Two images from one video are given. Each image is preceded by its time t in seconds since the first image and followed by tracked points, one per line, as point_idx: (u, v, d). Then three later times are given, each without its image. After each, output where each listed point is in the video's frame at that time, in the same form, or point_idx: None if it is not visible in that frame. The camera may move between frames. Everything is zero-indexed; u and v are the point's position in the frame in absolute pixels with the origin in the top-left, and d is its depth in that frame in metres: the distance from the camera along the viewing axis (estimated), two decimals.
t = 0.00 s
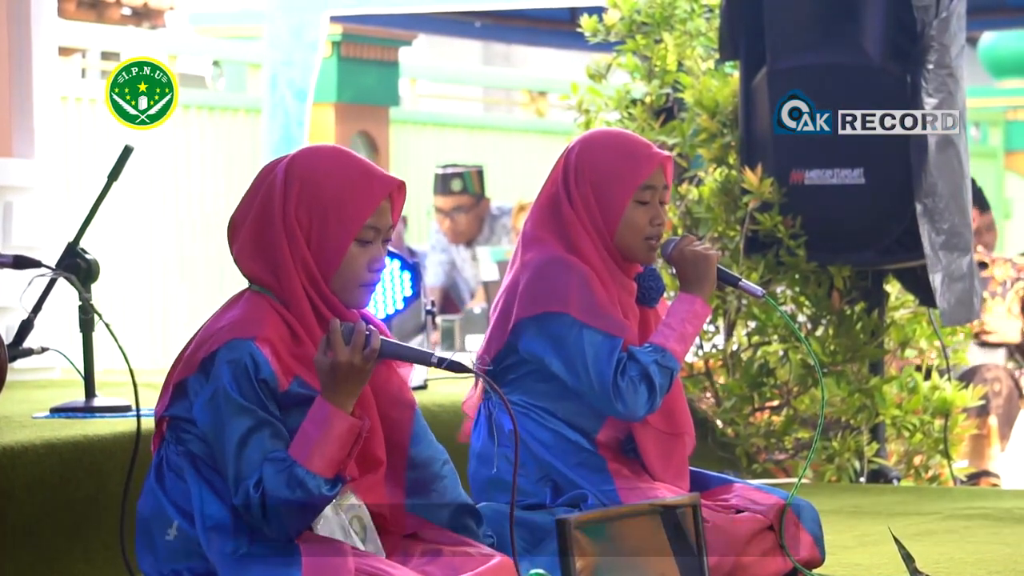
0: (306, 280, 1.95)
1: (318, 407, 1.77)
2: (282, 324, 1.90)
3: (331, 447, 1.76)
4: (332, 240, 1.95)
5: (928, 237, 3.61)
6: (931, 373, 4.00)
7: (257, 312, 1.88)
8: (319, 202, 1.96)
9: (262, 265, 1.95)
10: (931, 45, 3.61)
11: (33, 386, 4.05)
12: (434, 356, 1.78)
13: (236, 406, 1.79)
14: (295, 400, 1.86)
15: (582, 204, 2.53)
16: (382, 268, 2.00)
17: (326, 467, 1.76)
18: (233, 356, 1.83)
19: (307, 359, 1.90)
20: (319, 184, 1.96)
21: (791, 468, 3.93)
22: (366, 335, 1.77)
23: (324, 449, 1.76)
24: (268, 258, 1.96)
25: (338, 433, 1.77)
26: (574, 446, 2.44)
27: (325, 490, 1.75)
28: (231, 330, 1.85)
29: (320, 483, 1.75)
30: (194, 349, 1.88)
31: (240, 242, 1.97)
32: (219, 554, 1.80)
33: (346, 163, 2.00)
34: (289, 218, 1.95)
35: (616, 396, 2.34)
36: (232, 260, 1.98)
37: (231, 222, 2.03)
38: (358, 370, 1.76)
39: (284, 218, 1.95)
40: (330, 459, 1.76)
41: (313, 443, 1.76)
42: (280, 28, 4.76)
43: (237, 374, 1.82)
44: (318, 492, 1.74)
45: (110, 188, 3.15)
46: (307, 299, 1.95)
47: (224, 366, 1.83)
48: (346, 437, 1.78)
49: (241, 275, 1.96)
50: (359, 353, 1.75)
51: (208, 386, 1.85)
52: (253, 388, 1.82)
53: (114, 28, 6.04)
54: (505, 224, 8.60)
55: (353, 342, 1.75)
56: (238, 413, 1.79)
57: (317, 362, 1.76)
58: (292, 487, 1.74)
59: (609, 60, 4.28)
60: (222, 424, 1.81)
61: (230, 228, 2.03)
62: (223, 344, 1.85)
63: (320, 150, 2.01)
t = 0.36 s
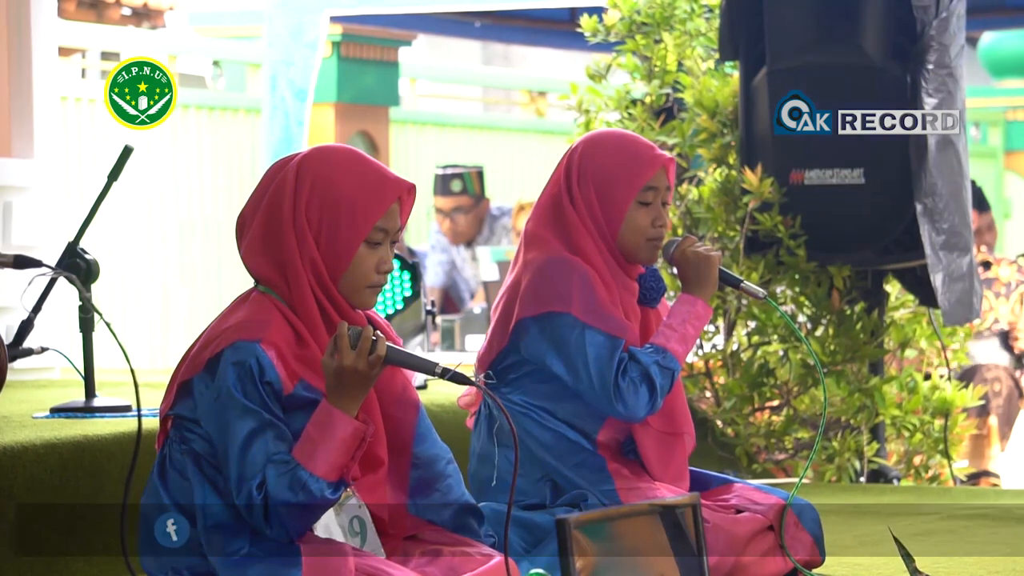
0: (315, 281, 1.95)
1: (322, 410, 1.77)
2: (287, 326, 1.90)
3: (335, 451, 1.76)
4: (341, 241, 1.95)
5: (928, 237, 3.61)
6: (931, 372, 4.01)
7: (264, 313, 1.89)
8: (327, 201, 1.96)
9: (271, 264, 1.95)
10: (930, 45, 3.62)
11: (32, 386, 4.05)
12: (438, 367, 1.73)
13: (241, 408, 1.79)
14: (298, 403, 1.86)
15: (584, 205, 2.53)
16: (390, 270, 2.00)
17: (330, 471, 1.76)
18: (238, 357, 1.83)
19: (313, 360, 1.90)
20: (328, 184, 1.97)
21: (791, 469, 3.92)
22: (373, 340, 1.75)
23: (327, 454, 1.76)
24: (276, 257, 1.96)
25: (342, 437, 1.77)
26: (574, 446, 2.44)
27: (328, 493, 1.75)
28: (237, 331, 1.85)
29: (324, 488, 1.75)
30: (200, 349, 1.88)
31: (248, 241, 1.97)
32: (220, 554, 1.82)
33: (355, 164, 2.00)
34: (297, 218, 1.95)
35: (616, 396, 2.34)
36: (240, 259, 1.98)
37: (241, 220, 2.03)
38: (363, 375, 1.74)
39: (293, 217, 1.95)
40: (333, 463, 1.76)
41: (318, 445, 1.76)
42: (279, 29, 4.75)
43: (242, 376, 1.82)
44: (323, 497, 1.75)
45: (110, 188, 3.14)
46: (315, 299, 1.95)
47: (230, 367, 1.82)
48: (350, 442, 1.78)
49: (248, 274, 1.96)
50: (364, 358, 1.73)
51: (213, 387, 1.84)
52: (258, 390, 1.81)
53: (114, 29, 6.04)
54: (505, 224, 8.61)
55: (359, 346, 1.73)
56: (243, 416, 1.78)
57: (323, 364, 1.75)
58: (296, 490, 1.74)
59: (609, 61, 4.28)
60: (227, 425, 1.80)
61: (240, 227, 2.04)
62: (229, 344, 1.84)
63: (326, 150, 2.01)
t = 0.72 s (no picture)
0: (316, 281, 1.95)
1: (323, 411, 1.76)
2: (289, 326, 1.90)
3: (336, 452, 1.76)
4: (342, 241, 1.95)
5: (927, 236, 3.62)
6: (931, 372, 4.01)
7: (265, 313, 1.89)
8: (327, 200, 1.96)
9: (271, 264, 1.95)
10: (930, 45, 3.62)
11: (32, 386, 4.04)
12: (439, 371, 1.73)
13: (242, 408, 1.79)
14: (299, 403, 1.86)
15: (584, 204, 2.53)
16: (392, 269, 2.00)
17: (330, 472, 1.76)
18: (239, 357, 1.83)
19: (314, 360, 1.90)
20: (329, 183, 1.97)
21: (791, 469, 3.92)
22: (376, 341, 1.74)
23: (329, 455, 1.76)
24: (276, 257, 1.96)
25: (342, 438, 1.76)
26: (574, 447, 2.44)
27: (329, 494, 1.75)
28: (238, 331, 1.85)
29: (325, 489, 1.75)
30: (200, 350, 1.88)
31: (249, 241, 1.97)
32: (221, 555, 1.82)
33: (356, 164, 2.00)
34: (298, 217, 1.95)
35: (616, 395, 2.34)
36: (241, 260, 1.98)
37: (242, 220, 2.04)
38: (365, 377, 1.74)
39: (294, 217, 1.96)
40: (334, 465, 1.76)
41: (319, 446, 1.76)
42: (279, 29, 4.75)
43: (243, 377, 1.82)
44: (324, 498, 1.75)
45: (110, 188, 3.14)
46: (316, 299, 1.95)
47: (231, 368, 1.82)
48: (351, 443, 1.77)
49: (249, 275, 1.96)
50: (366, 359, 1.72)
51: (213, 387, 1.84)
52: (259, 391, 1.81)
53: (114, 29, 6.05)
54: (505, 224, 8.60)
55: (361, 348, 1.72)
56: (244, 415, 1.79)
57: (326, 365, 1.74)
58: (296, 490, 1.74)
59: (609, 61, 4.29)
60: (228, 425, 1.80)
61: (240, 227, 2.04)
62: (230, 344, 1.84)
63: (326, 150, 2.01)
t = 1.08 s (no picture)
0: (315, 279, 1.95)
1: (324, 410, 1.77)
2: (288, 325, 1.90)
3: (337, 451, 1.77)
4: (339, 238, 1.95)
5: (926, 236, 3.62)
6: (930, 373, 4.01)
7: (263, 311, 1.89)
8: (326, 199, 1.96)
9: (269, 263, 1.95)
10: (930, 45, 3.62)
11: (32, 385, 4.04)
12: (440, 370, 1.68)
13: (242, 408, 1.79)
14: (299, 402, 1.86)
15: (586, 206, 2.53)
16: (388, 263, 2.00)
17: (331, 471, 1.77)
18: (238, 357, 1.83)
19: (313, 359, 1.90)
20: (327, 182, 1.97)
21: (791, 468, 3.92)
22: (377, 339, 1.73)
23: (330, 454, 1.77)
24: (273, 255, 1.96)
25: (343, 437, 1.77)
26: (574, 447, 2.44)
27: (330, 493, 1.77)
28: (236, 330, 1.85)
29: (327, 487, 1.76)
30: (199, 351, 1.88)
31: (245, 240, 1.97)
32: (221, 554, 1.80)
33: (354, 162, 2.00)
34: (296, 215, 1.95)
35: (615, 397, 2.34)
36: (238, 258, 1.98)
37: (238, 219, 2.04)
38: (367, 376, 1.73)
39: (292, 216, 1.96)
40: (335, 463, 1.77)
41: (319, 444, 1.76)
42: (279, 29, 4.75)
43: (242, 376, 1.82)
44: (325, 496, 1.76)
45: (110, 188, 3.14)
46: (314, 296, 1.95)
47: (230, 367, 1.82)
48: (352, 442, 1.78)
49: (246, 273, 1.96)
50: (367, 359, 1.71)
51: (212, 387, 1.84)
52: (259, 390, 1.81)
53: (114, 29, 6.05)
54: (505, 224, 8.59)
55: (362, 348, 1.71)
56: (244, 415, 1.79)
57: (327, 363, 1.73)
58: (297, 489, 1.75)
59: (609, 61, 4.29)
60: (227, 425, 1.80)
61: (236, 225, 2.04)
62: (227, 344, 1.84)
63: (324, 149, 2.01)
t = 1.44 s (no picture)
0: (311, 274, 1.95)
1: (332, 396, 1.76)
2: (282, 320, 1.90)
3: (345, 436, 1.76)
4: (333, 231, 1.95)
5: (926, 236, 3.62)
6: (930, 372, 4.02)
7: (256, 307, 1.89)
8: (320, 195, 1.96)
9: (263, 261, 1.95)
10: (930, 45, 3.62)
11: (31, 385, 4.04)
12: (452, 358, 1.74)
13: (239, 400, 1.78)
14: (295, 394, 1.87)
15: (584, 205, 2.53)
16: (383, 248, 2.01)
17: (337, 456, 1.75)
18: (232, 349, 1.82)
19: (307, 354, 1.90)
20: (320, 178, 1.96)
21: (790, 468, 3.92)
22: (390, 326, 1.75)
23: (337, 439, 1.75)
24: (266, 253, 1.96)
25: (352, 423, 1.76)
26: (574, 447, 2.44)
27: (336, 480, 1.75)
28: (229, 325, 1.85)
29: (333, 474, 1.75)
30: (194, 350, 1.87)
31: (237, 239, 1.97)
32: (227, 554, 1.82)
33: (346, 155, 1.99)
34: (289, 212, 1.95)
35: (615, 395, 2.34)
36: (228, 259, 1.98)
37: (229, 219, 2.03)
38: (379, 362, 1.73)
39: (285, 214, 1.96)
40: (343, 448, 1.76)
41: (325, 429, 1.75)
42: (279, 28, 4.75)
43: (236, 370, 1.81)
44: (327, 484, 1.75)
45: (110, 188, 3.14)
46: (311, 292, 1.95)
47: (223, 361, 1.82)
48: (359, 429, 1.77)
49: (239, 273, 1.96)
50: (379, 345, 1.73)
51: (209, 382, 1.83)
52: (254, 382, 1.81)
53: (114, 29, 6.05)
54: (505, 224, 8.55)
55: (375, 334, 1.73)
56: (240, 407, 1.78)
57: (339, 350, 1.74)
58: (304, 475, 1.74)
59: (609, 61, 4.29)
60: (225, 419, 1.80)
61: (227, 229, 2.04)
62: (221, 339, 1.84)
63: (316, 144, 2.00)
